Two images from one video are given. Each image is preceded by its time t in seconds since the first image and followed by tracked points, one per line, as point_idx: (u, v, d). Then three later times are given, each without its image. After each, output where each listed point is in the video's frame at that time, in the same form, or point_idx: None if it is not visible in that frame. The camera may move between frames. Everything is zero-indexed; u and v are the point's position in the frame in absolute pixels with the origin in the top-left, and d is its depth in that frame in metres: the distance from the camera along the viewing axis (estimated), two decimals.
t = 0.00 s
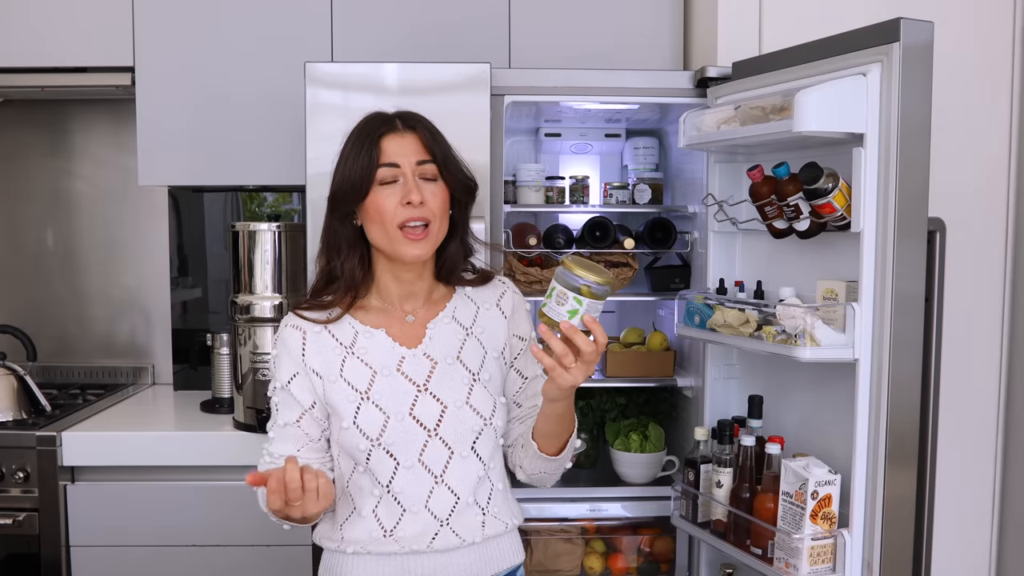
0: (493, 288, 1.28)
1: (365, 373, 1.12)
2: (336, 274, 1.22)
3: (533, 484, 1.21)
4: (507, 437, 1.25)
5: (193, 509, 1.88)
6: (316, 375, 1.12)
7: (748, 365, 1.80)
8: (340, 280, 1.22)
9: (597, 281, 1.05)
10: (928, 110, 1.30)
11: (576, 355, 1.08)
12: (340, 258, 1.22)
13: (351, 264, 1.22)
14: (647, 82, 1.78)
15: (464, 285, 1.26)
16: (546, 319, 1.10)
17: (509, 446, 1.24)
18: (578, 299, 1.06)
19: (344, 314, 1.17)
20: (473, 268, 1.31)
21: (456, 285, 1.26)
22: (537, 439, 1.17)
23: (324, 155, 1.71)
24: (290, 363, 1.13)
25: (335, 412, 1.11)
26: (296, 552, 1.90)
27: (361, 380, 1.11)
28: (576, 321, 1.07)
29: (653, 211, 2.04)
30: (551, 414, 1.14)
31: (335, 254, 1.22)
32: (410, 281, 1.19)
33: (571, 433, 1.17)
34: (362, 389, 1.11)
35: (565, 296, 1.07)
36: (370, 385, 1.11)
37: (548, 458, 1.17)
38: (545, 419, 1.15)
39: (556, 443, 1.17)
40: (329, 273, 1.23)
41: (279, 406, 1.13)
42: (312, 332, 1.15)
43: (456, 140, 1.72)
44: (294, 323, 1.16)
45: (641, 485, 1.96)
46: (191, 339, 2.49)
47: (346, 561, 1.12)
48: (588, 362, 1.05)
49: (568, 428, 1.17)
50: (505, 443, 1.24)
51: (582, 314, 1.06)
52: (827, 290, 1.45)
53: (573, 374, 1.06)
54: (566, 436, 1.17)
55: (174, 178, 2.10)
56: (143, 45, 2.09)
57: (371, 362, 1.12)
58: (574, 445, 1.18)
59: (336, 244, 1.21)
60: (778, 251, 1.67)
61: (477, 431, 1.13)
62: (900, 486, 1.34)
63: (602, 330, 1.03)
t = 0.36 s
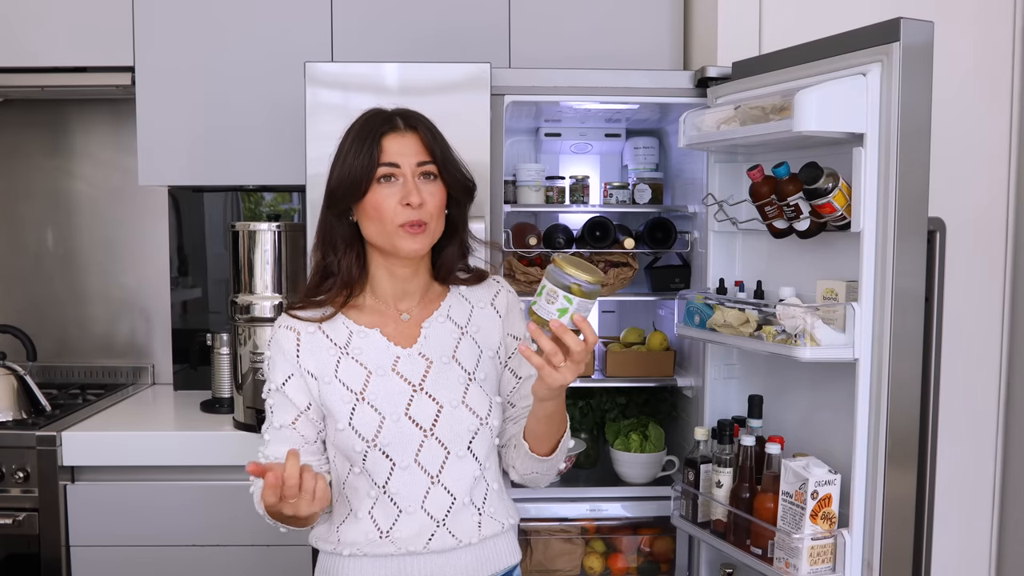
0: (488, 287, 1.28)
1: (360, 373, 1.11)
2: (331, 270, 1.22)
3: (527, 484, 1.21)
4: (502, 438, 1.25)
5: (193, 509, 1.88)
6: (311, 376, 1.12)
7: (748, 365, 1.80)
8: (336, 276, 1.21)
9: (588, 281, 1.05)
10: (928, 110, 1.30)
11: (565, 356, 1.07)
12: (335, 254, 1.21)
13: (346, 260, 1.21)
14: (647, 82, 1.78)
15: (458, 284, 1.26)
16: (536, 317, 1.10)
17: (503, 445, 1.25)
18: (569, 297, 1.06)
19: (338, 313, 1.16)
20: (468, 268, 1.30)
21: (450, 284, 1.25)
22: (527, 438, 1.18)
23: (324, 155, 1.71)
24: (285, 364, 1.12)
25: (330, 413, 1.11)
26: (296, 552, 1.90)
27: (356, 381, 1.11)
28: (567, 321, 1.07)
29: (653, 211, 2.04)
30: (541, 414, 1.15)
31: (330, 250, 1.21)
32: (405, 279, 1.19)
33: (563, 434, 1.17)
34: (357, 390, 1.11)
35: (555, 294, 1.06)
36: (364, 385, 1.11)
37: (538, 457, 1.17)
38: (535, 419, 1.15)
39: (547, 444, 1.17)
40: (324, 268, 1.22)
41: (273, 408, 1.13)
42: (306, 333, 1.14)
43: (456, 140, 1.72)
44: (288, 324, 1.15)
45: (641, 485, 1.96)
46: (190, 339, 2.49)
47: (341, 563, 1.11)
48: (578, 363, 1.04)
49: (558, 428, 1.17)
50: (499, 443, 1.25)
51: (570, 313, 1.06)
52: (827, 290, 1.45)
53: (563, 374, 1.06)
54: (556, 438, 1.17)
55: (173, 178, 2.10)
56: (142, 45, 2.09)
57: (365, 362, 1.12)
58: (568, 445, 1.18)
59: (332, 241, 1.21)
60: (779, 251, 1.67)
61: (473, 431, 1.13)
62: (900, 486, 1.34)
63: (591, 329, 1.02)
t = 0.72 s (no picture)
0: (481, 284, 1.28)
1: (358, 372, 1.11)
2: (325, 272, 1.21)
3: (527, 482, 1.21)
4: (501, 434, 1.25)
5: (193, 509, 1.88)
6: (310, 374, 1.11)
7: (749, 365, 1.80)
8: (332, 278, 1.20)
9: (575, 273, 1.07)
10: (927, 110, 1.30)
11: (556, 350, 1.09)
12: (331, 257, 1.21)
13: (342, 262, 1.20)
14: (647, 82, 1.78)
15: (453, 282, 1.26)
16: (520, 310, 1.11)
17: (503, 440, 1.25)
18: (557, 291, 1.07)
19: (336, 314, 1.16)
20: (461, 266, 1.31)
21: (445, 282, 1.26)
22: (521, 434, 1.18)
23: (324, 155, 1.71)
24: (284, 363, 1.12)
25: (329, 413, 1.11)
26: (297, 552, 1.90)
27: (354, 380, 1.11)
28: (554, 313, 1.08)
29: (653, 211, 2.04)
30: (533, 408, 1.15)
31: (325, 252, 1.21)
32: (401, 279, 1.19)
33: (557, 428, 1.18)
34: (355, 389, 1.10)
35: (543, 288, 1.08)
36: (363, 384, 1.11)
37: (533, 452, 1.17)
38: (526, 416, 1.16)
39: (541, 438, 1.17)
40: (319, 271, 1.21)
41: (272, 407, 1.11)
42: (305, 332, 1.14)
43: (456, 140, 1.72)
44: (286, 322, 1.15)
45: (641, 485, 1.96)
46: (190, 339, 2.49)
47: (342, 561, 1.11)
48: (566, 356, 1.06)
49: (552, 423, 1.17)
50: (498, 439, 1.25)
51: (559, 307, 1.08)
52: (827, 290, 1.45)
53: (553, 368, 1.07)
54: (551, 433, 1.17)
55: (173, 178, 2.10)
56: (142, 45, 2.09)
57: (363, 361, 1.12)
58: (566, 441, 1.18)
59: (328, 243, 1.21)
60: (778, 251, 1.67)
61: (471, 428, 1.13)
62: (900, 486, 1.34)
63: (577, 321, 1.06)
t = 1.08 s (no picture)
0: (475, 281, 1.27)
1: (362, 369, 1.12)
2: (326, 277, 1.18)
3: (523, 480, 1.19)
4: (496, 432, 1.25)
5: (194, 510, 1.88)
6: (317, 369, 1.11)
7: (748, 365, 1.80)
8: (336, 281, 1.17)
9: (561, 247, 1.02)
10: (927, 110, 1.30)
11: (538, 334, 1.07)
12: (332, 261, 1.18)
13: (345, 266, 1.17)
14: (647, 82, 1.78)
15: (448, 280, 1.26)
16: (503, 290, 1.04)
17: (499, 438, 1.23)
18: (545, 265, 1.02)
19: (340, 314, 1.14)
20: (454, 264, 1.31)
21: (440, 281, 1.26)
22: (511, 426, 1.15)
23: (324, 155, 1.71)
24: (301, 349, 1.09)
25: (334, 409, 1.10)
26: (297, 552, 1.90)
27: (359, 377, 1.11)
28: (540, 290, 1.03)
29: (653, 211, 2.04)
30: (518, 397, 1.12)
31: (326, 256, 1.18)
32: (398, 279, 1.18)
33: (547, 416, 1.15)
34: (359, 384, 1.11)
35: (530, 263, 1.02)
36: (365, 380, 1.12)
37: (524, 444, 1.14)
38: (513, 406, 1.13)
39: (530, 429, 1.14)
40: (320, 276, 1.18)
41: (294, 393, 1.06)
42: (315, 325, 1.12)
43: (455, 140, 1.72)
44: (292, 319, 1.12)
45: (641, 485, 1.96)
46: (190, 339, 2.49)
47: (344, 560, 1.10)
48: (551, 337, 1.03)
49: (541, 410, 1.14)
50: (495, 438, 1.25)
51: (548, 282, 1.03)
52: (827, 290, 1.45)
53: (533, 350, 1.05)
54: (541, 422, 1.15)
55: (173, 179, 2.10)
56: (143, 45, 2.09)
57: (366, 359, 1.13)
58: (558, 433, 1.15)
59: (327, 248, 1.17)
60: (778, 251, 1.67)
61: (469, 425, 1.14)
62: (900, 486, 1.34)
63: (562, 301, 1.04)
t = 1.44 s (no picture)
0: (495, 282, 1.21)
1: (374, 367, 1.11)
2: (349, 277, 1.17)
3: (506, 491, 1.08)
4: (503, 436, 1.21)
5: (194, 510, 1.89)
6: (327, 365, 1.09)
7: (749, 365, 1.80)
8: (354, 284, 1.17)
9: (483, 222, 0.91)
10: (927, 110, 1.30)
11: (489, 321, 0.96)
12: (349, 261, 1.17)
13: (360, 267, 1.16)
14: (647, 82, 1.78)
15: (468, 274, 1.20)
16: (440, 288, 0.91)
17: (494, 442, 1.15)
18: (479, 247, 0.91)
19: (358, 311, 1.13)
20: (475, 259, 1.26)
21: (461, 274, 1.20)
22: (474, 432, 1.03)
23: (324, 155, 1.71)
24: (313, 345, 1.08)
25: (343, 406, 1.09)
26: (297, 552, 1.90)
27: (371, 376, 1.10)
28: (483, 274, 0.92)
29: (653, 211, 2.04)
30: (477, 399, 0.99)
31: (344, 257, 1.18)
32: (413, 275, 1.15)
33: (514, 417, 1.03)
34: (370, 382, 1.10)
35: (466, 249, 0.89)
36: (376, 379, 1.10)
37: (493, 452, 1.02)
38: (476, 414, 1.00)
39: (495, 433, 1.01)
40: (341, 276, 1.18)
41: (306, 390, 1.06)
42: (327, 320, 1.10)
43: (455, 140, 1.72)
44: (307, 310, 1.11)
45: (641, 485, 1.96)
46: (191, 339, 2.49)
47: (342, 556, 1.09)
48: (503, 318, 0.93)
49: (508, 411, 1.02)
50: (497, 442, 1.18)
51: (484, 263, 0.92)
52: (827, 290, 1.45)
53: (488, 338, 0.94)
54: (509, 425, 1.02)
55: (173, 179, 2.10)
56: (143, 45, 2.09)
57: (380, 357, 1.11)
58: (531, 441, 1.03)
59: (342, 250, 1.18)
60: (778, 251, 1.67)
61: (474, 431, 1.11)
62: (900, 486, 1.34)
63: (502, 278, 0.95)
